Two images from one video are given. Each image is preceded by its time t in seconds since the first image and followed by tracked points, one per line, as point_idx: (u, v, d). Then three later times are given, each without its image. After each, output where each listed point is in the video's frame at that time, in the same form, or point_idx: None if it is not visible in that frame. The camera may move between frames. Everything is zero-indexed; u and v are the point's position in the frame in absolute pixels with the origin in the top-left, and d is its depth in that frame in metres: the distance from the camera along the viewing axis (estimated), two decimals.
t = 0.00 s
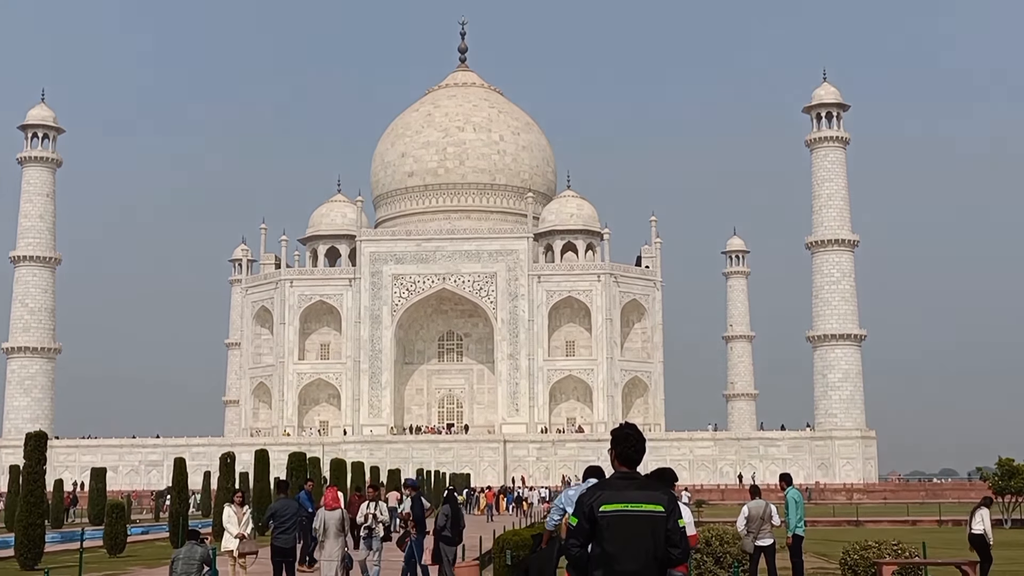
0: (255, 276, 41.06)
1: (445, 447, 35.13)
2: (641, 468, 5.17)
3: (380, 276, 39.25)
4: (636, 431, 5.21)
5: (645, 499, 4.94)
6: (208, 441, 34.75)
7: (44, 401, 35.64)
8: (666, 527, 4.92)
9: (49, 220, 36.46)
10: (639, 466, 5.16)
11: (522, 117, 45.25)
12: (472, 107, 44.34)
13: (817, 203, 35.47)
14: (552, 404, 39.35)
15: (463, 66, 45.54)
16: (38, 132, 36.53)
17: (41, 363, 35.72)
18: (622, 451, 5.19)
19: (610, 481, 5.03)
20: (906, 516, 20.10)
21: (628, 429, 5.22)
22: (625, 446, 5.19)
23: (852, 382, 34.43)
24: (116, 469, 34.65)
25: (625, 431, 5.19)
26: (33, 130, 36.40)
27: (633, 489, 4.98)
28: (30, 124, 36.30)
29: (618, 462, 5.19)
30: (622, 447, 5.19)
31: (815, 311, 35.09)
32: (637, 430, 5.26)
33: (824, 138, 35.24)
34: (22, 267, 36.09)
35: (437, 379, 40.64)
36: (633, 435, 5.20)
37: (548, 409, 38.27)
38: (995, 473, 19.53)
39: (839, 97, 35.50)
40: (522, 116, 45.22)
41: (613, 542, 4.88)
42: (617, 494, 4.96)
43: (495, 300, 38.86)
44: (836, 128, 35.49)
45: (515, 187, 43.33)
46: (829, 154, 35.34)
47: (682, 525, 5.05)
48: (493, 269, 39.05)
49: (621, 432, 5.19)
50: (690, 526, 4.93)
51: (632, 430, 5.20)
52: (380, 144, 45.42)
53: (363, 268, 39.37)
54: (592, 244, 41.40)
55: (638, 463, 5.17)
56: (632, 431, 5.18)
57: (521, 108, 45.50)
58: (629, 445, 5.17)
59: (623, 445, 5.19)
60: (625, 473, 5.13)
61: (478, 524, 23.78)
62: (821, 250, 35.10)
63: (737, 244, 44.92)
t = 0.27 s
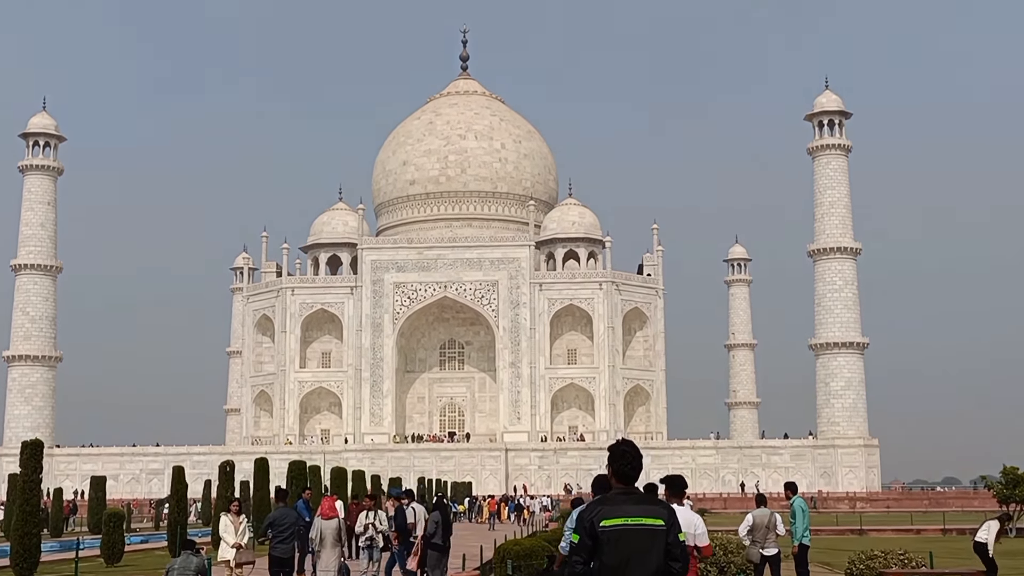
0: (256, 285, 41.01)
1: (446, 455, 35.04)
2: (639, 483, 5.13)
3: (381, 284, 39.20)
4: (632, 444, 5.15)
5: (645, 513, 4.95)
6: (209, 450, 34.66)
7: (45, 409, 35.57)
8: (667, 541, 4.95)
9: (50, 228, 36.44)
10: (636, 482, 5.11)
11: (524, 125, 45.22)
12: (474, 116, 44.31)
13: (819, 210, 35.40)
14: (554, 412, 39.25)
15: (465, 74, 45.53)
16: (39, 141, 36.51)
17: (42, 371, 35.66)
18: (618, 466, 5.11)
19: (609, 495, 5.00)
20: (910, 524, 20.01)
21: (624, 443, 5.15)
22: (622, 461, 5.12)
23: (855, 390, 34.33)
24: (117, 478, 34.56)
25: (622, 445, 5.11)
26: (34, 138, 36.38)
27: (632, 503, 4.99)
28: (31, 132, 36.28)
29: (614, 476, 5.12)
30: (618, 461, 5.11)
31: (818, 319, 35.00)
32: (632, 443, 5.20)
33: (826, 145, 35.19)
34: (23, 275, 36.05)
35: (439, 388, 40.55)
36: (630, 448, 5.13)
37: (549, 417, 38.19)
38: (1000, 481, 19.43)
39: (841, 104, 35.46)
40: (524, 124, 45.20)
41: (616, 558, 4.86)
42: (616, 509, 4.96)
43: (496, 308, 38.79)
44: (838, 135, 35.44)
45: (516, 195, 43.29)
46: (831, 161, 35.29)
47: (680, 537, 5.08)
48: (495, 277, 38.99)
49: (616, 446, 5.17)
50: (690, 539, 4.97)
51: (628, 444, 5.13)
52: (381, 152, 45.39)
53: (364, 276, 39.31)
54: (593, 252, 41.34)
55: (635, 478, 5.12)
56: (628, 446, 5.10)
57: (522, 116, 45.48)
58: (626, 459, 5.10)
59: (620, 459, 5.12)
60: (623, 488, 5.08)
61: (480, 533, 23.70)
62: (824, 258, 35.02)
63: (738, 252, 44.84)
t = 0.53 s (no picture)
0: (261, 301, 40.96)
1: (451, 471, 34.92)
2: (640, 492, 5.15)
3: (386, 300, 39.15)
4: (634, 452, 5.18)
5: (646, 518, 4.98)
6: (214, 466, 34.55)
7: (49, 426, 35.50)
8: (668, 545, 4.98)
9: (54, 244, 36.45)
10: (638, 489, 5.13)
11: (528, 140, 45.23)
12: (478, 131, 44.35)
13: (824, 225, 35.32)
14: (559, 428, 39.12)
15: (469, 89, 45.56)
16: (44, 157, 36.54)
17: (46, 388, 35.60)
18: (619, 473, 5.14)
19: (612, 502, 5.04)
20: (918, 540, 19.86)
21: (625, 452, 5.18)
22: (624, 471, 5.15)
23: (861, 405, 34.19)
24: (122, 495, 34.45)
25: (623, 453, 5.14)
26: (39, 155, 36.42)
27: (634, 508, 5.02)
28: (36, 148, 36.31)
29: (616, 485, 5.15)
30: (619, 470, 5.15)
31: (823, 334, 34.88)
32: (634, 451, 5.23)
33: (830, 160, 35.14)
34: (28, 292, 36.04)
35: (444, 404, 40.45)
36: (631, 457, 5.16)
37: (554, 433, 38.06)
38: (1008, 496, 19.30)
39: (846, 118, 35.42)
40: (528, 139, 45.21)
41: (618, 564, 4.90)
42: (617, 516, 4.99)
43: (501, 323, 38.72)
44: (843, 149, 35.39)
45: (521, 210, 43.26)
46: (836, 175, 35.23)
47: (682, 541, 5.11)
48: (500, 292, 38.94)
49: (619, 453, 5.17)
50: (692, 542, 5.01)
51: (629, 453, 5.15)
52: (386, 168, 45.41)
53: (369, 292, 39.27)
54: (598, 267, 41.28)
55: (637, 485, 5.15)
56: (629, 453, 5.13)
57: (526, 131, 45.49)
58: (626, 467, 5.12)
59: (621, 468, 5.16)
60: (623, 495, 5.11)
61: (484, 550, 23.55)
62: (829, 272, 34.93)
63: (743, 267, 44.77)
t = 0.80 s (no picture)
0: (260, 306, 40.92)
1: (451, 476, 34.87)
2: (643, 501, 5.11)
3: (385, 305, 39.10)
4: (638, 461, 5.13)
5: (646, 531, 4.94)
6: (212, 471, 34.49)
7: (47, 431, 35.43)
8: (666, 559, 4.93)
9: (53, 249, 36.41)
10: (641, 499, 5.10)
11: (528, 145, 45.20)
12: (478, 136, 44.32)
13: (824, 229, 35.30)
14: (559, 433, 39.06)
15: (469, 94, 45.55)
16: (43, 162, 36.51)
17: (44, 393, 35.55)
18: (621, 481, 5.11)
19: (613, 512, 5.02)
20: (918, 545, 19.80)
21: (629, 460, 5.14)
22: (627, 479, 5.12)
23: (861, 410, 34.14)
24: (120, 500, 34.39)
25: (626, 461, 5.10)
26: (38, 160, 36.39)
27: (635, 521, 4.99)
28: (35, 153, 36.28)
29: (618, 493, 5.12)
30: (622, 479, 5.12)
31: (823, 339, 34.85)
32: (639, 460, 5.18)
33: (830, 164, 35.13)
34: (27, 297, 36.00)
35: (443, 409, 40.40)
36: (635, 465, 5.12)
37: (554, 438, 38.00)
38: (1008, 501, 19.25)
39: (845, 123, 35.40)
40: (528, 144, 45.18)
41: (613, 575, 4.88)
42: (616, 527, 4.97)
43: (500, 328, 38.67)
44: (843, 154, 35.36)
45: (520, 216, 43.22)
46: (836, 180, 35.21)
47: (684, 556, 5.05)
48: (499, 298, 38.90)
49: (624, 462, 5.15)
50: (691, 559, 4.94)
51: (633, 461, 5.11)
52: (385, 173, 45.37)
53: (368, 297, 39.23)
54: (597, 272, 41.25)
55: (640, 495, 5.11)
56: (633, 462, 5.09)
57: (526, 137, 45.47)
58: (628, 476, 5.08)
59: (624, 476, 5.12)
60: (625, 505, 5.09)
61: (483, 554, 23.48)
62: (829, 277, 34.90)
63: (743, 272, 44.73)
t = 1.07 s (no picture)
0: (255, 305, 40.82)
1: (446, 475, 34.80)
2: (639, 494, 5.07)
3: (380, 304, 39.01)
4: (635, 454, 5.08)
5: (641, 525, 4.90)
6: (207, 471, 34.40)
7: (41, 432, 35.33)
8: (660, 554, 4.88)
9: (47, 249, 36.31)
10: (637, 491, 5.05)
11: (523, 143, 45.13)
12: (473, 134, 44.25)
13: (819, 227, 35.26)
14: (554, 432, 39.00)
15: (464, 92, 45.48)
16: (37, 161, 36.40)
17: (38, 393, 35.45)
18: (617, 474, 5.06)
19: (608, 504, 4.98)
20: (915, 543, 19.75)
21: (626, 453, 5.09)
22: (623, 472, 5.07)
23: (857, 408, 34.10)
24: (115, 500, 34.29)
25: (622, 455, 5.05)
26: (32, 159, 36.29)
27: (629, 516, 4.94)
28: (29, 152, 36.17)
29: (615, 486, 5.08)
30: (618, 472, 5.06)
31: (819, 337, 34.81)
32: (636, 452, 5.14)
33: (825, 162, 35.11)
34: (21, 296, 35.89)
35: (439, 408, 40.32)
36: (631, 459, 5.07)
37: (549, 437, 37.95)
38: (1005, 498, 19.21)
39: (840, 121, 35.37)
40: (523, 142, 45.10)
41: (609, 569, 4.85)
42: (613, 520, 4.93)
43: (496, 327, 38.60)
44: (838, 152, 35.33)
45: (515, 214, 43.15)
46: (831, 178, 35.18)
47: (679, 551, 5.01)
48: (494, 296, 38.84)
49: (622, 454, 5.10)
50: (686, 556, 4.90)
51: (630, 454, 5.06)
52: (380, 171, 45.29)
53: (363, 296, 39.14)
54: (593, 271, 41.19)
55: (636, 488, 5.07)
56: (629, 454, 5.04)
57: (521, 135, 45.40)
58: (625, 469, 5.03)
59: (620, 469, 5.08)
60: (622, 499, 5.04)
61: (479, 554, 23.41)
62: (824, 275, 34.87)
63: (738, 270, 44.69)
